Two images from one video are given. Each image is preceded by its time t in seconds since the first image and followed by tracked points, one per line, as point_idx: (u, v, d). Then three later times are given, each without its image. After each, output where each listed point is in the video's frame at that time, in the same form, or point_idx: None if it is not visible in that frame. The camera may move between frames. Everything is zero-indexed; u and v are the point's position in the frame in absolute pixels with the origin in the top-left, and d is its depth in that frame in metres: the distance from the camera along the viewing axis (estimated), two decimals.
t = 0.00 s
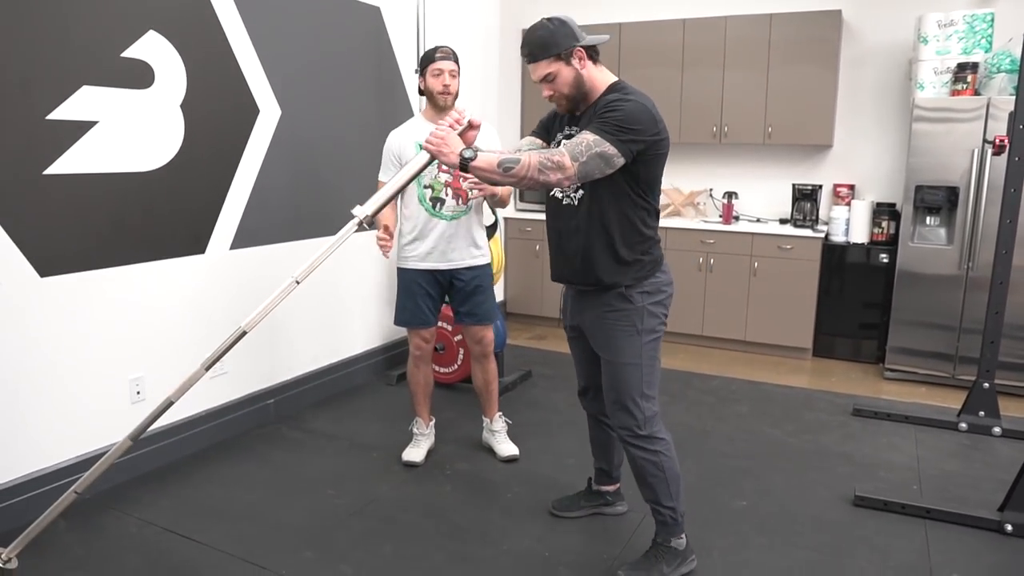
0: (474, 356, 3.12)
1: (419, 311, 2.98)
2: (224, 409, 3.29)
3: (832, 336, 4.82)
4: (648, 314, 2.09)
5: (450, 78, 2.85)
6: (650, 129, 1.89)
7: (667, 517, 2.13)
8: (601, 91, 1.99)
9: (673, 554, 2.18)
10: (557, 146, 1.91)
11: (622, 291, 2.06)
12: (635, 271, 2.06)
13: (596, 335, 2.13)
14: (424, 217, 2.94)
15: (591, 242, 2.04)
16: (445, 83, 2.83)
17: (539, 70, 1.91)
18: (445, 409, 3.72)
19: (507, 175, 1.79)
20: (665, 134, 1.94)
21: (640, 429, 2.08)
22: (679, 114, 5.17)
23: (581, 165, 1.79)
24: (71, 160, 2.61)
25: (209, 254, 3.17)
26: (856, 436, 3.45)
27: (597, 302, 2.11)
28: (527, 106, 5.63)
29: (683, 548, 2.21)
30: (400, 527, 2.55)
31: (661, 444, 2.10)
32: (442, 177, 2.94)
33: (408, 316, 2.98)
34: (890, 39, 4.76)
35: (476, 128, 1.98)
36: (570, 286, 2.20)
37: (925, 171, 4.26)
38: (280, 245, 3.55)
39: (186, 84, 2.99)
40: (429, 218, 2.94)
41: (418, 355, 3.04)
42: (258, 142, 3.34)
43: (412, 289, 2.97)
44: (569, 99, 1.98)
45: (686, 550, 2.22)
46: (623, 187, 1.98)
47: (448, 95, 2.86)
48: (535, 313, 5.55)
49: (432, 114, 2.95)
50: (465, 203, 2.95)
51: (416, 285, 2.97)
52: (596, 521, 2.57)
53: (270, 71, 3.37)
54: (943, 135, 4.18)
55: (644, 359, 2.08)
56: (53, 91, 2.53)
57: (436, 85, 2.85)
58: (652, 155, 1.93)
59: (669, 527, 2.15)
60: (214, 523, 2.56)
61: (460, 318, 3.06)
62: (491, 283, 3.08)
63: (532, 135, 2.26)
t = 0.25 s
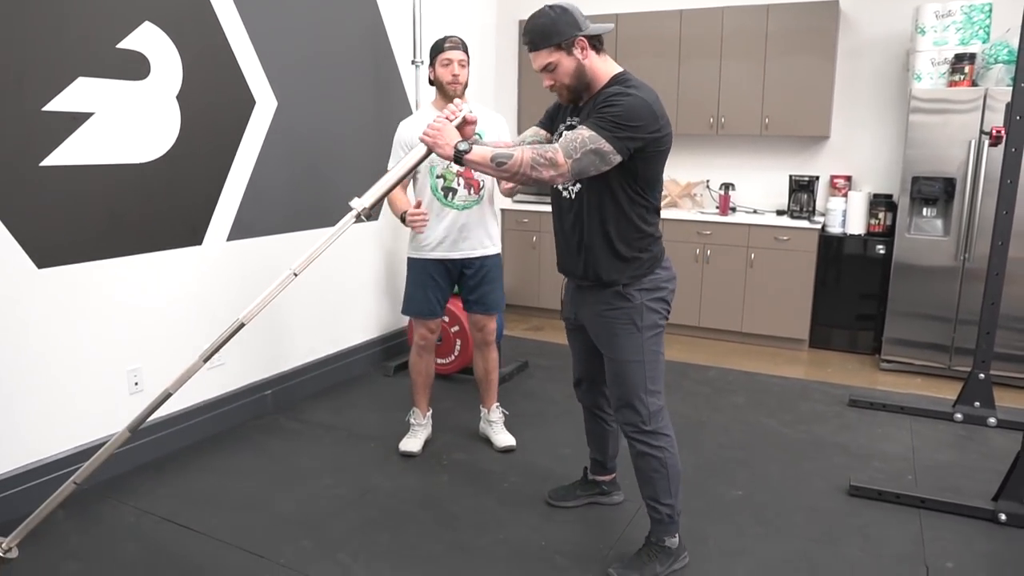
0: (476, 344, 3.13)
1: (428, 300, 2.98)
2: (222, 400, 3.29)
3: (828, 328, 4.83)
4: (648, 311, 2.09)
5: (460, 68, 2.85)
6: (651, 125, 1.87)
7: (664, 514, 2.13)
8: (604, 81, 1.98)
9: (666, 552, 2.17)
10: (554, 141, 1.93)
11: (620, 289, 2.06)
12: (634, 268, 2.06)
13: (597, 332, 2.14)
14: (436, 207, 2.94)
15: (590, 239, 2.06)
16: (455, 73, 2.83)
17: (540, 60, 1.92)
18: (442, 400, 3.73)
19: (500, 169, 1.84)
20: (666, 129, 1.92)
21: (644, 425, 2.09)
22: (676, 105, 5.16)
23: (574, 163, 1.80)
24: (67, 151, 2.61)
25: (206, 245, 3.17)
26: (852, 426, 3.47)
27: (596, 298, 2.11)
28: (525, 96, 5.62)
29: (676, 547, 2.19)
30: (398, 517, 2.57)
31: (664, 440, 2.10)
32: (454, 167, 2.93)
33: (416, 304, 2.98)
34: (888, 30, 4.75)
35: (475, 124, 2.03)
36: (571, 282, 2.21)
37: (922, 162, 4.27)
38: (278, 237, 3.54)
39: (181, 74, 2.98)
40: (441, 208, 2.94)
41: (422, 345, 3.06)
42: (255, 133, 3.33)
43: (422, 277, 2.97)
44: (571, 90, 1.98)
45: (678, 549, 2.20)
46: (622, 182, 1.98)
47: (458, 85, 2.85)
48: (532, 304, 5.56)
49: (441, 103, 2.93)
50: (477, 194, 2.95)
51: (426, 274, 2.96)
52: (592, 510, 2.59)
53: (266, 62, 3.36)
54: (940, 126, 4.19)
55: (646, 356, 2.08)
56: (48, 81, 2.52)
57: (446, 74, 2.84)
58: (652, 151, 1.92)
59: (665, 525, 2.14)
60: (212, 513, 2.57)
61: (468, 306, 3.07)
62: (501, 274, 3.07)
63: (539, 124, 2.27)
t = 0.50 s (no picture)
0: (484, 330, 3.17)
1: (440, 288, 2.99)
2: (223, 388, 3.31)
3: (828, 315, 4.84)
4: (648, 299, 2.09)
5: (474, 56, 2.83)
6: (649, 112, 1.87)
7: (665, 501, 2.14)
8: (606, 64, 1.98)
9: (666, 538, 2.19)
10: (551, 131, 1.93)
11: (620, 279, 2.07)
12: (635, 258, 2.07)
13: (598, 321, 2.15)
14: (450, 195, 2.94)
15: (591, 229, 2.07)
16: (467, 61, 2.81)
17: (546, 28, 1.90)
18: (443, 388, 3.75)
19: (498, 160, 1.83)
20: (665, 114, 1.91)
21: (646, 412, 2.10)
22: (677, 92, 5.15)
23: (571, 153, 1.80)
24: (67, 140, 2.61)
25: (207, 233, 3.18)
26: (851, 413, 3.49)
27: (598, 288, 2.13)
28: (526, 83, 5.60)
29: (675, 532, 2.22)
30: (399, 503, 2.59)
31: (666, 427, 2.11)
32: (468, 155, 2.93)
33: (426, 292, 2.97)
34: (890, 16, 4.73)
35: (476, 109, 2.00)
36: (572, 272, 2.22)
37: (923, 149, 4.26)
38: (279, 225, 3.55)
39: (181, 62, 2.97)
40: (454, 196, 2.94)
41: (428, 333, 3.04)
42: (255, 122, 3.33)
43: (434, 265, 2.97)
44: (573, 65, 1.96)
45: (678, 534, 2.23)
46: (622, 170, 1.98)
47: (471, 73, 2.84)
48: (533, 292, 5.56)
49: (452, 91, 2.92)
50: (490, 181, 2.95)
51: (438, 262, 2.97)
52: (592, 496, 2.61)
53: (266, 50, 3.35)
54: (941, 113, 4.18)
55: (647, 344, 2.09)
56: (47, 70, 2.52)
57: (458, 63, 2.83)
58: (651, 138, 1.92)
59: (666, 511, 2.16)
60: (215, 499, 2.59)
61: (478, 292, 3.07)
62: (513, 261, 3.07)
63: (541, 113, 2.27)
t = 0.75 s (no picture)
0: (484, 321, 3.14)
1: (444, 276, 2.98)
2: (222, 379, 3.32)
3: (827, 307, 4.84)
4: (636, 284, 2.10)
5: (479, 46, 2.80)
6: (632, 107, 1.89)
7: (656, 487, 2.15)
8: (586, 59, 2.00)
9: (660, 526, 2.21)
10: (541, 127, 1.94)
11: (608, 263, 2.08)
12: (622, 243, 2.07)
13: (585, 305, 2.15)
14: (454, 184, 2.95)
15: (575, 215, 2.07)
16: (473, 51, 2.79)
17: (533, 11, 1.92)
18: (442, 378, 3.76)
19: (492, 155, 1.84)
20: (647, 108, 1.95)
21: (635, 397, 2.11)
22: (677, 83, 5.13)
23: (564, 151, 1.82)
24: (66, 131, 2.60)
25: (206, 224, 3.18)
26: (849, 405, 3.50)
27: (584, 273, 2.13)
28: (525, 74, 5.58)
29: (669, 520, 2.24)
30: (398, 494, 2.60)
31: (654, 413, 2.13)
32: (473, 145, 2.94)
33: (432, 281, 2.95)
34: (890, 6, 4.71)
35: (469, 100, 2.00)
36: (557, 257, 2.21)
37: (923, 141, 4.25)
38: (278, 216, 3.55)
39: (180, 53, 2.96)
40: (458, 186, 2.95)
41: (421, 324, 2.99)
42: (254, 113, 3.32)
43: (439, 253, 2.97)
44: (552, 53, 1.98)
45: (672, 522, 2.25)
46: (606, 160, 1.98)
47: (476, 63, 2.81)
48: (532, 283, 5.57)
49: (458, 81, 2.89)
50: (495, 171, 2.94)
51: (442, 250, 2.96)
52: (590, 487, 2.62)
53: (265, 40, 3.34)
54: (941, 105, 4.17)
55: (635, 329, 2.10)
56: (46, 60, 2.51)
57: (464, 53, 2.81)
58: (634, 131, 1.94)
59: (657, 498, 2.17)
60: (215, 490, 2.60)
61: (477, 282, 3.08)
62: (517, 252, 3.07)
63: (520, 104, 2.28)
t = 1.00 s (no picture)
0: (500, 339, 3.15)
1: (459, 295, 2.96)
2: (244, 391, 3.35)
3: (854, 322, 4.77)
4: (652, 304, 2.09)
5: (487, 63, 2.85)
6: (653, 117, 1.89)
7: (677, 503, 2.13)
8: (608, 73, 1.99)
9: (678, 544, 2.18)
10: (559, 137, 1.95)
11: (624, 282, 2.07)
12: (638, 262, 2.07)
13: (602, 326, 2.14)
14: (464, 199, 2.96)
15: (592, 232, 2.07)
16: (481, 67, 2.84)
17: (559, 20, 1.93)
18: (462, 391, 3.76)
19: (509, 165, 1.86)
20: (669, 120, 1.95)
21: (657, 415, 2.09)
22: (701, 97, 5.12)
23: (581, 159, 1.82)
24: (95, 145, 2.67)
25: (230, 237, 3.23)
26: (875, 422, 3.43)
27: (600, 292, 2.12)
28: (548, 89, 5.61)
29: (687, 538, 2.20)
30: (415, 506, 2.60)
31: (676, 430, 2.11)
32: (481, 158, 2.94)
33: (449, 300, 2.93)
34: (917, 19, 4.66)
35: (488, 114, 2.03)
36: (572, 276, 2.21)
37: (952, 154, 4.18)
38: (301, 229, 3.59)
39: (206, 69, 3.03)
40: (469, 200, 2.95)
41: (429, 344, 2.91)
42: (278, 127, 3.38)
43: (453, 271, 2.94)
44: (575, 64, 1.97)
45: (689, 540, 2.21)
46: (625, 174, 1.99)
47: (485, 80, 2.85)
48: (554, 297, 5.56)
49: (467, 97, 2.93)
50: (504, 184, 2.95)
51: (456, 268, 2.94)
52: (608, 502, 2.60)
53: (289, 56, 3.40)
54: (970, 117, 4.10)
55: (654, 348, 2.09)
56: (77, 77, 2.58)
57: (473, 70, 2.85)
58: (655, 143, 1.94)
59: (677, 514, 2.15)
60: (234, 499, 2.63)
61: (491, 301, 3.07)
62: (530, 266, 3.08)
63: (542, 120, 2.28)
